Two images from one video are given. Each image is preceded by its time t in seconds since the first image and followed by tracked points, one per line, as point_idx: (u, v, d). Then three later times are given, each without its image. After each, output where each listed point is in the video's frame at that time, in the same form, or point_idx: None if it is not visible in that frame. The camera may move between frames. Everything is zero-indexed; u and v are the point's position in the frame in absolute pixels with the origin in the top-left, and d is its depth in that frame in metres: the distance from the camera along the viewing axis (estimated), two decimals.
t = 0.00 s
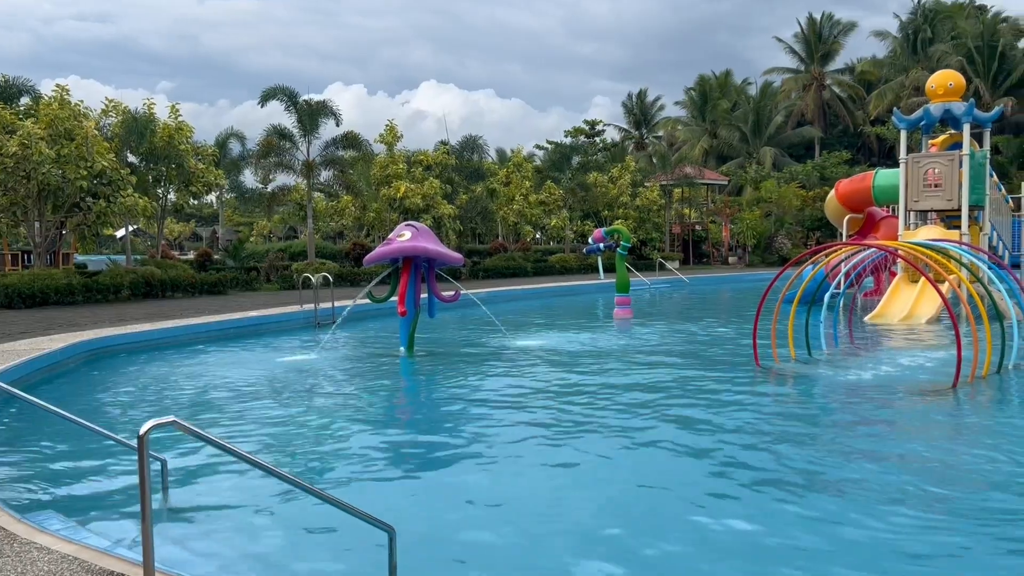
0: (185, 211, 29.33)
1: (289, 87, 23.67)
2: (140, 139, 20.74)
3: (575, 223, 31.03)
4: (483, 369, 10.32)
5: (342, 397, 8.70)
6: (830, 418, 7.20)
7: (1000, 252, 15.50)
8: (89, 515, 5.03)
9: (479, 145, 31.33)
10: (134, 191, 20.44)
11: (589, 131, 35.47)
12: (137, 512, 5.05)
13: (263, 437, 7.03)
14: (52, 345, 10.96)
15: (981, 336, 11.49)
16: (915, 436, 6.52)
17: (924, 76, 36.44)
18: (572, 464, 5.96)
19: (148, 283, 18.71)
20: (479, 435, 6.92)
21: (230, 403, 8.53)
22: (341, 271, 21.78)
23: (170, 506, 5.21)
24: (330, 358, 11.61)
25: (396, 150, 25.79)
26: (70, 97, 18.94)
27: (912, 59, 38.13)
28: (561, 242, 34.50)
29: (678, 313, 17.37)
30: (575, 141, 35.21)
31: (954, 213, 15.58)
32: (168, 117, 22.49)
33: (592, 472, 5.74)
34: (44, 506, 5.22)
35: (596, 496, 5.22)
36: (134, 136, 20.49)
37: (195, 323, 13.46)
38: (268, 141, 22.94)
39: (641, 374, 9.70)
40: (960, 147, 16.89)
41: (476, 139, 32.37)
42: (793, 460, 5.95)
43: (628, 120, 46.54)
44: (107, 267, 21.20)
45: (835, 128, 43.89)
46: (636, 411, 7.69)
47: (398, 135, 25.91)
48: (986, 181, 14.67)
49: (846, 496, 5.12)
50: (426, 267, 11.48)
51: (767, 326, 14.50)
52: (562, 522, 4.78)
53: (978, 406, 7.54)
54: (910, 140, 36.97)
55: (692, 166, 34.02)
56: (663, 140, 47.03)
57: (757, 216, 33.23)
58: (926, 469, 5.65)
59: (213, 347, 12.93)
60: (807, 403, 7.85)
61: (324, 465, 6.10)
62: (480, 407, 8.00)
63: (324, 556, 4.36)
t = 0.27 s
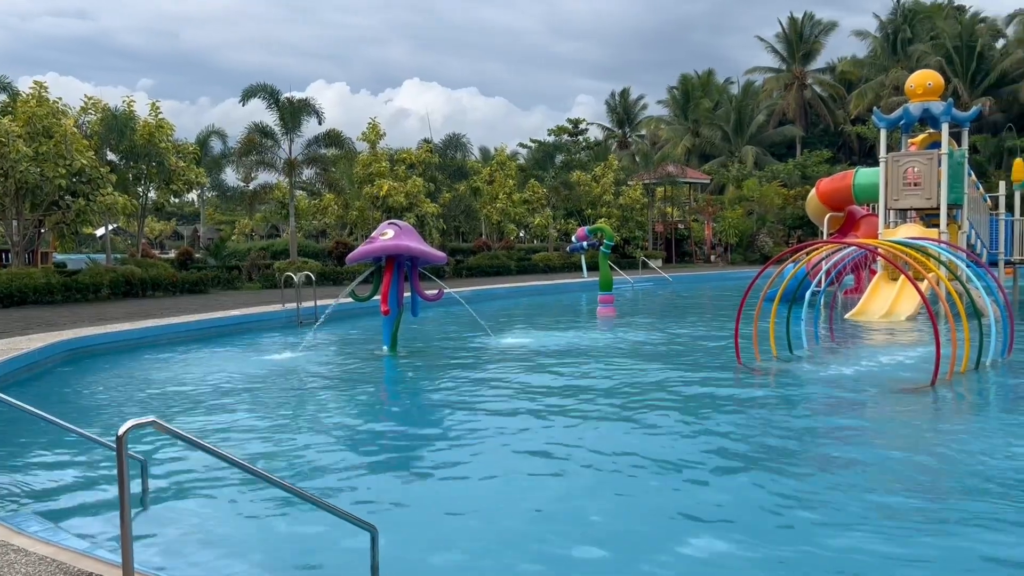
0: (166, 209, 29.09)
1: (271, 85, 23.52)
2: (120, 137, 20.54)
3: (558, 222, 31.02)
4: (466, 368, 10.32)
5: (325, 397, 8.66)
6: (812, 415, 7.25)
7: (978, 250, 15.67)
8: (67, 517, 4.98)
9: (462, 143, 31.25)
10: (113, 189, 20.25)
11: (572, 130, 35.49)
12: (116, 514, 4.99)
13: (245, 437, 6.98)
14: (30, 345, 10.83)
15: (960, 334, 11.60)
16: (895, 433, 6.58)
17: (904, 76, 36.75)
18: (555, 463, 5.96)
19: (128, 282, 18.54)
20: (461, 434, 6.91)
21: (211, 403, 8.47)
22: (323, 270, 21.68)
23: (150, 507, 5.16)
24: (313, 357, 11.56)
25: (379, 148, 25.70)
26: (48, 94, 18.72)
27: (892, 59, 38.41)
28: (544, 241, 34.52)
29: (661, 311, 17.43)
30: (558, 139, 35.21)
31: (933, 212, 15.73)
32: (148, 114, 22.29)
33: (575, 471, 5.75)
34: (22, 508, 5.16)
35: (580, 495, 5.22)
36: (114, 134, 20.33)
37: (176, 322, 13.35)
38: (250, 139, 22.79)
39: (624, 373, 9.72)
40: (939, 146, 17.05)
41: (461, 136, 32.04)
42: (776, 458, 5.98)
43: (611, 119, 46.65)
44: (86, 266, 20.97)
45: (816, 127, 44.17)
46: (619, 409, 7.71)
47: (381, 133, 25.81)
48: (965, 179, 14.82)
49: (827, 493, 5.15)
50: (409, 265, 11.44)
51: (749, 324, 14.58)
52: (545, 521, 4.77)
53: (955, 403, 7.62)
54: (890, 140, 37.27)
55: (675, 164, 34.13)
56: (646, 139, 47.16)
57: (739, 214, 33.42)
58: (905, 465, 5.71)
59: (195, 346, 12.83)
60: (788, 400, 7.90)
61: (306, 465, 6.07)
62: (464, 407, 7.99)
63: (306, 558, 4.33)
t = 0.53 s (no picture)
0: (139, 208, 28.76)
1: (246, 83, 23.33)
2: (92, 135, 20.27)
3: (536, 220, 31.02)
4: (444, 366, 10.29)
5: (301, 396, 8.61)
6: (786, 412, 7.32)
7: (949, 247, 15.87)
8: (38, 520, 4.91)
9: (440, 142, 31.16)
10: (85, 187, 19.98)
11: (551, 128, 35.47)
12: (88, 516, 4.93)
13: (220, 437, 6.92)
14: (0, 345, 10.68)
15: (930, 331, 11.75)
16: (868, 428, 6.65)
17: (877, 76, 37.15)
18: (532, 461, 5.96)
19: (101, 281, 18.30)
20: (439, 432, 6.91)
21: (186, 403, 8.39)
22: (300, 268, 21.55)
23: (123, 508, 5.11)
24: (289, 356, 11.49)
25: (355, 146, 25.56)
26: (18, 91, 18.43)
27: (866, 59, 38.80)
28: (522, 239, 34.54)
29: (638, 309, 17.50)
30: (536, 138, 35.20)
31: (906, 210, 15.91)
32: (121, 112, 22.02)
33: (551, 469, 5.75)
34: None
35: (557, 492, 5.24)
36: (86, 131, 20.15)
37: (150, 322, 13.21)
38: (225, 136, 22.58)
39: (601, 370, 9.76)
40: (911, 145, 17.25)
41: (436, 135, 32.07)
42: (751, 454, 6.02)
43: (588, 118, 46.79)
44: (58, 265, 20.68)
45: (791, 126, 44.54)
46: (596, 407, 7.74)
47: (358, 131, 25.67)
48: (936, 178, 15.01)
49: (801, 489, 5.20)
50: (386, 264, 11.39)
51: (725, 321, 14.68)
52: (522, 518, 4.78)
53: (927, 399, 7.72)
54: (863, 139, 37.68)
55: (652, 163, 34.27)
56: (623, 138, 47.32)
57: (715, 213, 33.65)
58: (876, 459, 5.78)
59: (169, 346, 12.70)
60: (763, 397, 7.97)
61: (282, 464, 6.02)
62: (441, 405, 7.96)
63: (281, 558, 4.30)
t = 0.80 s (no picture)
0: (105, 205, 28.32)
1: (214, 79, 23.05)
2: (56, 132, 19.90)
3: (508, 219, 31.01)
4: (415, 365, 10.26)
5: (271, 395, 8.54)
6: (755, 409, 7.40)
7: (914, 246, 16.13)
8: None
9: (411, 140, 31.02)
10: (49, 184, 19.62)
11: (522, 126, 35.45)
12: (53, 519, 4.85)
13: (189, 438, 6.84)
14: None
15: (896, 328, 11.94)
16: (834, 424, 6.75)
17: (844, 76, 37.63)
18: (504, 459, 5.95)
19: (67, 280, 17.98)
20: (410, 431, 6.88)
21: (153, 403, 8.28)
22: (269, 267, 21.36)
23: (88, 510, 5.04)
24: (259, 355, 11.39)
25: (326, 144, 25.37)
26: None
27: (833, 59, 39.27)
28: (494, 237, 34.52)
29: (610, 307, 17.58)
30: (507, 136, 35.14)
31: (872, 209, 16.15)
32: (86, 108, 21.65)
33: (523, 468, 5.75)
34: None
35: (528, 491, 5.25)
36: (49, 128, 19.77)
37: (116, 321, 13.02)
38: (193, 133, 22.29)
39: (573, 368, 9.80)
40: (877, 144, 17.51)
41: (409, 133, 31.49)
42: (720, 451, 6.08)
43: (560, 117, 46.91)
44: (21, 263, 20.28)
45: (761, 126, 44.97)
46: (567, 405, 7.77)
47: (328, 128, 25.48)
48: (901, 177, 15.24)
49: (769, 485, 5.26)
50: (356, 262, 11.33)
51: (695, 319, 14.80)
52: (493, 517, 4.79)
53: (891, 395, 7.85)
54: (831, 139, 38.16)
55: (623, 162, 34.44)
56: (595, 136, 47.48)
57: (686, 212, 33.90)
58: (843, 455, 5.86)
59: (136, 346, 12.52)
60: (732, 394, 8.05)
61: (252, 465, 5.96)
62: (412, 404, 7.94)
63: (250, 560, 4.26)
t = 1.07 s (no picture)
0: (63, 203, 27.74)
1: (175, 75, 22.69)
2: (10, 127, 19.42)
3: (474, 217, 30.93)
4: (380, 364, 10.19)
5: (234, 396, 8.43)
6: (719, 405, 7.46)
7: (873, 244, 16.40)
8: None
9: (376, 137, 30.75)
10: (3, 182, 19.15)
11: (488, 124, 35.37)
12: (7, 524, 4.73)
13: (149, 439, 6.72)
14: None
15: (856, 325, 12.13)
16: (796, 420, 6.83)
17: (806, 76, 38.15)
18: (470, 459, 5.93)
19: (23, 280, 17.57)
20: (377, 431, 6.83)
21: (112, 405, 8.12)
22: (232, 265, 21.09)
23: (44, 515, 4.92)
24: (221, 355, 11.23)
25: (290, 141, 25.11)
26: None
27: (795, 59, 39.79)
28: (460, 235, 34.44)
29: (576, 305, 17.64)
30: (473, 134, 35.01)
31: (832, 208, 16.39)
32: (42, 103, 21.16)
33: (489, 467, 5.73)
34: None
35: (494, 488, 5.25)
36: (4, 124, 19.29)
37: (74, 321, 12.75)
38: (153, 130, 21.91)
39: (539, 366, 9.82)
40: (838, 144, 17.77)
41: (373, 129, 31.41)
42: (685, 448, 6.11)
43: (526, 115, 46.95)
44: None
45: (724, 125, 45.42)
46: (534, 403, 7.79)
47: (292, 125, 25.22)
48: (861, 176, 15.48)
49: (732, 482, 5.30)
50: (320, 261, 11.23)
51: (660, 317, 14.91)
52: (460, 515, 4.78)
53: (852, 391, 7.97)
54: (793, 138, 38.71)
55: (589, 161, 34.60)
56: (561, 135, 47.60)
57: (651, 210, 34.13)
58: (804, 451, 5.93)
59: (95, 346, 12.28)
60: (696, 391, 8.12)
61: (214, 467, 5.88)
62: (378, 404, 7.88)
63: (212, 563, 4.18)
